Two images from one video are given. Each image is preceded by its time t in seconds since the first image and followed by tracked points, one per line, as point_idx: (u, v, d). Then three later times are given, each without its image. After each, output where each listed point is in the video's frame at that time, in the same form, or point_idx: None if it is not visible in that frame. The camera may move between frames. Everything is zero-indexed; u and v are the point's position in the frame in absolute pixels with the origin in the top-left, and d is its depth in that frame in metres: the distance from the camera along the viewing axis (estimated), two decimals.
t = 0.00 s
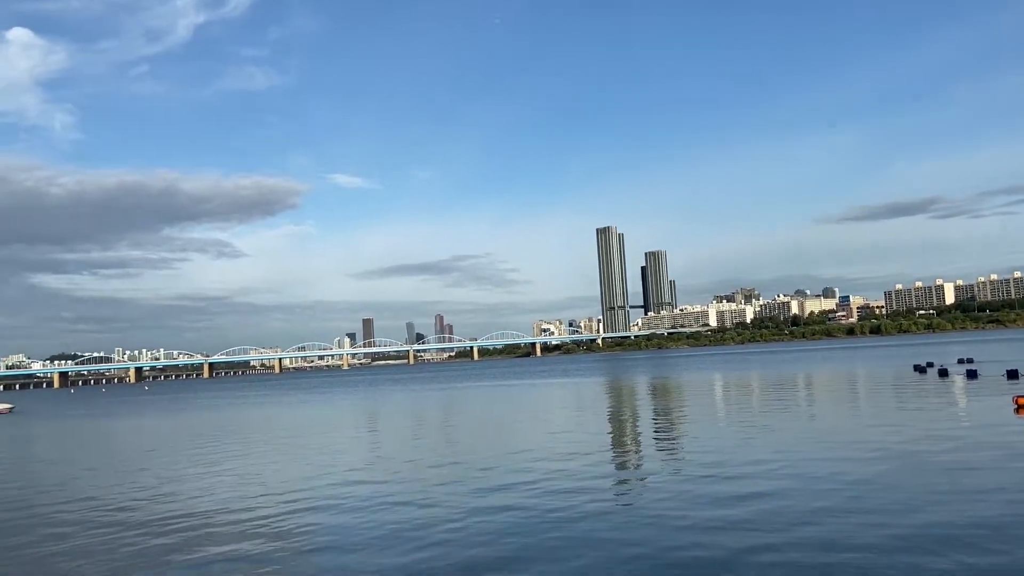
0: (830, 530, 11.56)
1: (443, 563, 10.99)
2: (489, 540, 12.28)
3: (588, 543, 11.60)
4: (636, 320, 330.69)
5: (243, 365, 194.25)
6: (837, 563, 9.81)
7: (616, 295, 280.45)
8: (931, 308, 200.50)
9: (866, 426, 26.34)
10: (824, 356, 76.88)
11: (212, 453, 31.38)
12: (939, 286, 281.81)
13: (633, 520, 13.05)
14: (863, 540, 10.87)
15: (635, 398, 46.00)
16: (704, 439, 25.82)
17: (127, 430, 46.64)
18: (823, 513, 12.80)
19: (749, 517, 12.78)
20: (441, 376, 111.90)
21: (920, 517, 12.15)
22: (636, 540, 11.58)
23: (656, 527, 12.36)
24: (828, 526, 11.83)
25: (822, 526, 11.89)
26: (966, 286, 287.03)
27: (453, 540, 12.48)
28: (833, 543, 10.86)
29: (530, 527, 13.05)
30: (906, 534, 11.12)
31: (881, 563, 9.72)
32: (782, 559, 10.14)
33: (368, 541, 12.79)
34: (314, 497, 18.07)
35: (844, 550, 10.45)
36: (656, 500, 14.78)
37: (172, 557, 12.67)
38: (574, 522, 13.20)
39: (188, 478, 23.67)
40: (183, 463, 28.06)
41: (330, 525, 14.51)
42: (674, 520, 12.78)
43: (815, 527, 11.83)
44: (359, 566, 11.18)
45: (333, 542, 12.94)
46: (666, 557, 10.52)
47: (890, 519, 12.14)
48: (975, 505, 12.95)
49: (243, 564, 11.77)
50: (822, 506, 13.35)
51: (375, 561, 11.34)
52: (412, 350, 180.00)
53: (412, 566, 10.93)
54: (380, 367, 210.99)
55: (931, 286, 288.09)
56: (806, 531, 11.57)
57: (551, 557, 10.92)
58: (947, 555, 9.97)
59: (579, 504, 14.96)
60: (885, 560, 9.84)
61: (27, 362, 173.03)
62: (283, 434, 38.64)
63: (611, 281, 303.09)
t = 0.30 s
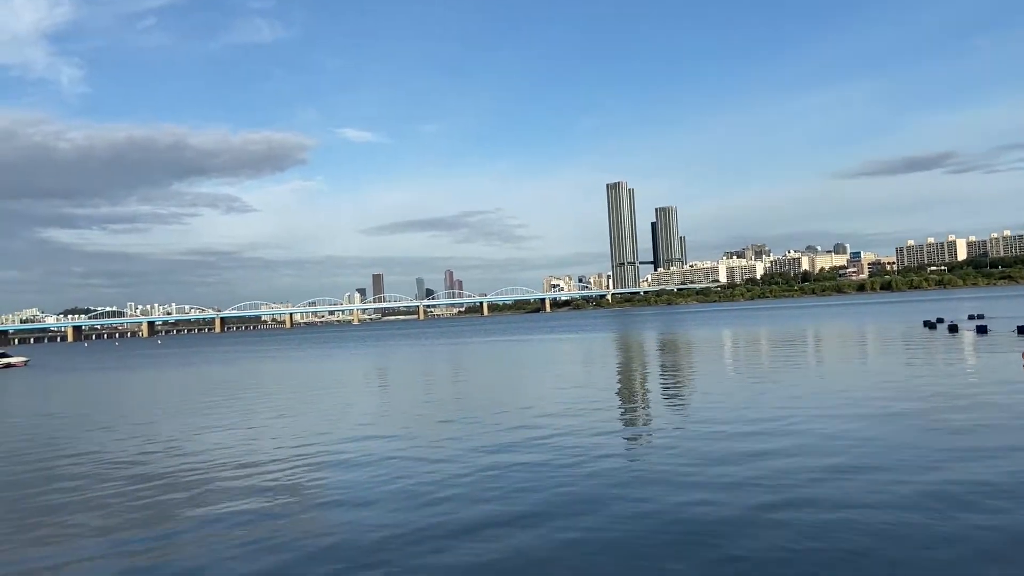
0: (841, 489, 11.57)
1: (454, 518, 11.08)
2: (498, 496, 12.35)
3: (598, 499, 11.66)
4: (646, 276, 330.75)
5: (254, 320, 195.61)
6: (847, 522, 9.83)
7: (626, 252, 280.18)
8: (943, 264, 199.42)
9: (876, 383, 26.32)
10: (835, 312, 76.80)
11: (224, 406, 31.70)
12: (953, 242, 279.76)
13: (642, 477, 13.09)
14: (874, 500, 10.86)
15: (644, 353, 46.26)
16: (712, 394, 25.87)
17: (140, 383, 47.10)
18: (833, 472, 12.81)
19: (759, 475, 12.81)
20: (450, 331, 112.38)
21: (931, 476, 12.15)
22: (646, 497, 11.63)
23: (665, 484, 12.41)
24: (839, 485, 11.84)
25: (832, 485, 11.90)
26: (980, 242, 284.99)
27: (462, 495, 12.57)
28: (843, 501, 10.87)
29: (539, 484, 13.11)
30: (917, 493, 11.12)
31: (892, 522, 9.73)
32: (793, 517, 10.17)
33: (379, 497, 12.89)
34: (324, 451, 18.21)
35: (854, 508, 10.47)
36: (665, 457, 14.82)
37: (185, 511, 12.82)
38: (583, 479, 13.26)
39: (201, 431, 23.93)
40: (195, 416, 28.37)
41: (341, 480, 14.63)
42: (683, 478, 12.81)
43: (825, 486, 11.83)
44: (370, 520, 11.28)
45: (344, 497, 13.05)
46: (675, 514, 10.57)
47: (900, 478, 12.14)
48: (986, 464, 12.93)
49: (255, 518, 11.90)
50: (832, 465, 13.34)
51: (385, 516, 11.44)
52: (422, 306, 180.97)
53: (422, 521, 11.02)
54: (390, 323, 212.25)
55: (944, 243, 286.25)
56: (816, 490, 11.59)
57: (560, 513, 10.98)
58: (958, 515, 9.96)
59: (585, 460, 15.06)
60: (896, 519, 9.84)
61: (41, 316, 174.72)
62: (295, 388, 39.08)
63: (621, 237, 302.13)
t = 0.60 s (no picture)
0: (851, 448, 11.56)
1: (460, 473, 11.11)
2: (509, 451, 12.42)
3: (609, 456, 11.69)
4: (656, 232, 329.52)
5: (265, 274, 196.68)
6: (858, 480, 9.82)
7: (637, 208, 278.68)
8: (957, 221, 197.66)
9: (886, 341, 26.31)
10: (847, 268, 76.42)
11: (237, 359, 32.06)
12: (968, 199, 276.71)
13: (652, 433, 13.13)
14: (885, 458, 10.86)
15: (654, 309, 46.24)
16: (721, 350, 25.91)
17: (153, 335, 47.54)
18: (843, 430, 12.81)
19: (769, 433, 12.83)
20: (461, 286, 112.62)
21: (942, 436, 12.13)
22: (656, 454, 11.67)
23: (671, 442, 12.39)
24: (848, 443, 11.85)
25: (843, 443, 11.90)
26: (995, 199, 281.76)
27: (473, 451, 12.63)
28: (853, 459, 10.88)
29: (549, 440, 13.17)
30: (929, 452, 11.11)
31: (903, 480, 9.72)
32: (804, 474, 10.18)
33: (390, 450, 12.98)
34: (335, 404, 18.37)
35: (866, 466, 10.46)
36: (674, 414, 14.85)
37: (199, 464, 12.97)
38: (593, 435, 13.30)
39: (214, 383, 24.20)
40: (206, 369, 28.65)
41: (352, 433, 14.74)
42: (694, 435, 12.84)
43: (837, 444, 11.83)
44: (382, 475, 11.38)
45: (355, 450, 13.15)
46: (685, 471, 10.59)
47: (912, 437, 12.12)
48: (997, 423, 12.92)
49: (268, 472, 12.01)
50: (842, 424, 13.36)
51: (396, 471, 11.52)
52: (432, 261, 181.08)
53: (433, 477, 11.09)
54: (400, 278, 212.82)
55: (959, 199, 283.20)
56: (826, 448, 11.59)
57: (571, 469, 11.03)
58: (969, 473, 9.96)
59: (592, 416, 15.09)
60: (907, 477, 9.84)
61: (54, 269, 175.97)
62: (305, 341, 39.35)
63: (632, 193, 300.17)
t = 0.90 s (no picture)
0: (862, 411, 11.55)
1: (470, 434, 11.17)
2: (519, 411, 12.47)
3: (619, 417, 11.72)
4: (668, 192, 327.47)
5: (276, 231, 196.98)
6: (870, 444, 9.82)
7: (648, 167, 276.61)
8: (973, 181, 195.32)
9: (898, 301, 26.20)
10: (860, 229, 75.88)
11: (248, 316, 32.22)
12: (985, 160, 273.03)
13: (663, 394, 13.15)
14: (897, 422, 10.84)
15: (664, 269, 46.16)
16: (732, 311, 25.86)
17: (165, 292, 47.79)
18: (854, 393, 12.78)
19: (780, 395, 12.83)
20: (471, 245, 112.59)
21: (955, 400, 12.09)
22: (666, 415, 11.69)
23: (681, 403, 12.41)
24: (860, 406, 11.83)
25: (855, 406, 11.88)
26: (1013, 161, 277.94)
27: (484, 411, 12.70)
28: (865, 423, 10.87)
29: (560, 400, 13.21)
30: (942, 416, 11.08)
31: (916, 445, 9.71)
32: (816, 438, 10.18)
33: (401, 409, 13.06)
34: (346, 362, 18.47)
35: (878, 430, 10.45)
36: (685, 374, 14.84)
37: (212, 421, 13.09)
38: (603, 396, 13.33)
39: (226, 340, 24.37)
40: (217, 325, 28.85)
41: (363, 392, 14.82)
42: (704, 396, 12.86)
43: (849, 407, 11.81)
44: (394, 434, 11.47)
45: (366, 410, 13.23)
46: (696, 433, 10.61)
47: (924, 401, 12.09)
48: (1011, 387, 12.85)
49: (281, 431, 12.10)
50: (854, 386, 13.33)
51: (408, 431, 11.60)
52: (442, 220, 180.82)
53: (444, 436, 11.16)
54: (410, 237, 212.93)
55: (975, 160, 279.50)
56: (837, 411, 11.57)
57: (582, 431, 11.06)
58: (983, 438, 9.94)
59: (602, 376, 15.12)
60: (920, 442, 9.83)
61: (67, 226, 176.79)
62: (316, 299, 39.52)
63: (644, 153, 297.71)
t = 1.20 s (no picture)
0: (874, 378, 11.53)
1: (483, 396, 11.31)
2: (530, 375, 12.53)
3: (630, 382, 11.76)
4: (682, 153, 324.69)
5: (288, 190, 196.97)
6: (881, 412, 9.81)
7: (661, 128, 274.06)
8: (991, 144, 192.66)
9: (912, 265, 26.10)
10: (875, 191, 75.16)
11: (260, 275, 32.37)
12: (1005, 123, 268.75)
13: (674, 359, 13.17)
14: (909, 390, 10.82)
15: (677, 230, 46.02)
16: (743, 274, 25.81)
17: (178, 249, 48.04)
18: (867, 359, 12.75)
19: (792, 360, 12.82)
20: (483, 205, 112.34)
21: (968, 367, 12.05)
22: (677, 380, 11.72)
23: (692, 367, 12.51)
24: (872, 373, 11.82)
25: (867, 373, 11.86)
26: None
27: (496, 374, 12.80)
28: (876, 390, 10.86)
29: (571, 364, 13.26)
30: (955, 384, 11.04)
31: (928, 413, 9.70)
32: (828, 405, 10.18)
33: (414, 371, 13.21)
34: (359, 322, 18.57)
35: (889, 398, 10.44)
36: (696, 339, 14.84)
37: (228, 379, 13.26)
38: (614, 360, 13.37)
39: (239, 298, 24.53)
40: (230, 284, 29.05)
41: (375, 353, 14.91)
42: (715, 361, 12.88)
43: (860, 374, 11.80)
44: (406, 397, 11.56)
45: (378, 371, 13.32)
46: (706, 399, 10.64)
47: (937, 368, 12.07)
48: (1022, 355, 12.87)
49: (294, 391, 12.22)
50: (867, 352, 13.30)
51: (419, 394, 11.69)
52: (453, 180, 180.16)
53: (456, 400, 11.24)
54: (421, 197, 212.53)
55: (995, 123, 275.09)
56: (849, 378, 11.56)
57: (594, 395, 11.16)
58: (996, 406, 9.91)
59: (613, 340, 15.23)
60: (932, 410, 9.81)
61: (79, 182, 177.41)
62: (328, 258, 39.68)
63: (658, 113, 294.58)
